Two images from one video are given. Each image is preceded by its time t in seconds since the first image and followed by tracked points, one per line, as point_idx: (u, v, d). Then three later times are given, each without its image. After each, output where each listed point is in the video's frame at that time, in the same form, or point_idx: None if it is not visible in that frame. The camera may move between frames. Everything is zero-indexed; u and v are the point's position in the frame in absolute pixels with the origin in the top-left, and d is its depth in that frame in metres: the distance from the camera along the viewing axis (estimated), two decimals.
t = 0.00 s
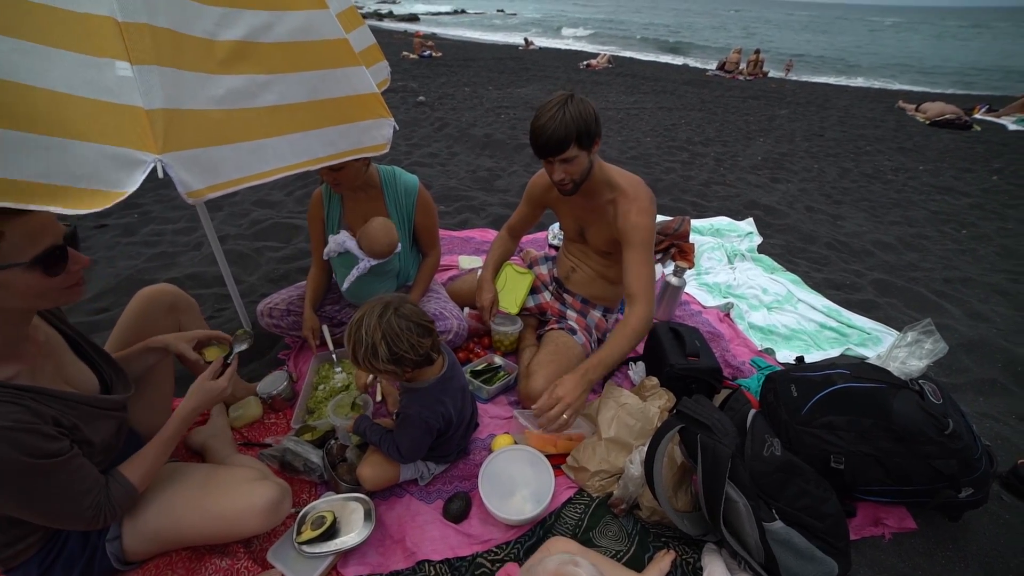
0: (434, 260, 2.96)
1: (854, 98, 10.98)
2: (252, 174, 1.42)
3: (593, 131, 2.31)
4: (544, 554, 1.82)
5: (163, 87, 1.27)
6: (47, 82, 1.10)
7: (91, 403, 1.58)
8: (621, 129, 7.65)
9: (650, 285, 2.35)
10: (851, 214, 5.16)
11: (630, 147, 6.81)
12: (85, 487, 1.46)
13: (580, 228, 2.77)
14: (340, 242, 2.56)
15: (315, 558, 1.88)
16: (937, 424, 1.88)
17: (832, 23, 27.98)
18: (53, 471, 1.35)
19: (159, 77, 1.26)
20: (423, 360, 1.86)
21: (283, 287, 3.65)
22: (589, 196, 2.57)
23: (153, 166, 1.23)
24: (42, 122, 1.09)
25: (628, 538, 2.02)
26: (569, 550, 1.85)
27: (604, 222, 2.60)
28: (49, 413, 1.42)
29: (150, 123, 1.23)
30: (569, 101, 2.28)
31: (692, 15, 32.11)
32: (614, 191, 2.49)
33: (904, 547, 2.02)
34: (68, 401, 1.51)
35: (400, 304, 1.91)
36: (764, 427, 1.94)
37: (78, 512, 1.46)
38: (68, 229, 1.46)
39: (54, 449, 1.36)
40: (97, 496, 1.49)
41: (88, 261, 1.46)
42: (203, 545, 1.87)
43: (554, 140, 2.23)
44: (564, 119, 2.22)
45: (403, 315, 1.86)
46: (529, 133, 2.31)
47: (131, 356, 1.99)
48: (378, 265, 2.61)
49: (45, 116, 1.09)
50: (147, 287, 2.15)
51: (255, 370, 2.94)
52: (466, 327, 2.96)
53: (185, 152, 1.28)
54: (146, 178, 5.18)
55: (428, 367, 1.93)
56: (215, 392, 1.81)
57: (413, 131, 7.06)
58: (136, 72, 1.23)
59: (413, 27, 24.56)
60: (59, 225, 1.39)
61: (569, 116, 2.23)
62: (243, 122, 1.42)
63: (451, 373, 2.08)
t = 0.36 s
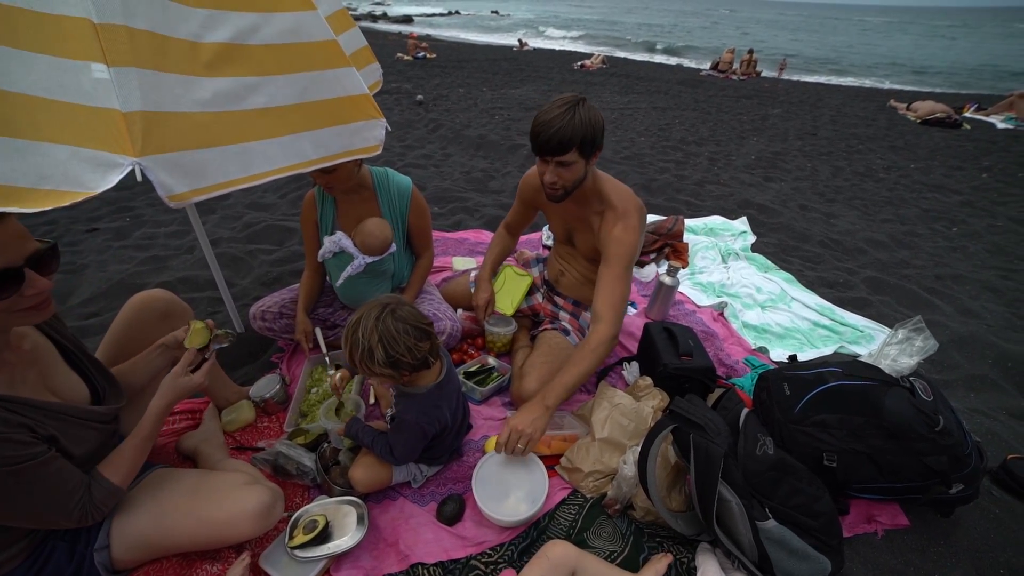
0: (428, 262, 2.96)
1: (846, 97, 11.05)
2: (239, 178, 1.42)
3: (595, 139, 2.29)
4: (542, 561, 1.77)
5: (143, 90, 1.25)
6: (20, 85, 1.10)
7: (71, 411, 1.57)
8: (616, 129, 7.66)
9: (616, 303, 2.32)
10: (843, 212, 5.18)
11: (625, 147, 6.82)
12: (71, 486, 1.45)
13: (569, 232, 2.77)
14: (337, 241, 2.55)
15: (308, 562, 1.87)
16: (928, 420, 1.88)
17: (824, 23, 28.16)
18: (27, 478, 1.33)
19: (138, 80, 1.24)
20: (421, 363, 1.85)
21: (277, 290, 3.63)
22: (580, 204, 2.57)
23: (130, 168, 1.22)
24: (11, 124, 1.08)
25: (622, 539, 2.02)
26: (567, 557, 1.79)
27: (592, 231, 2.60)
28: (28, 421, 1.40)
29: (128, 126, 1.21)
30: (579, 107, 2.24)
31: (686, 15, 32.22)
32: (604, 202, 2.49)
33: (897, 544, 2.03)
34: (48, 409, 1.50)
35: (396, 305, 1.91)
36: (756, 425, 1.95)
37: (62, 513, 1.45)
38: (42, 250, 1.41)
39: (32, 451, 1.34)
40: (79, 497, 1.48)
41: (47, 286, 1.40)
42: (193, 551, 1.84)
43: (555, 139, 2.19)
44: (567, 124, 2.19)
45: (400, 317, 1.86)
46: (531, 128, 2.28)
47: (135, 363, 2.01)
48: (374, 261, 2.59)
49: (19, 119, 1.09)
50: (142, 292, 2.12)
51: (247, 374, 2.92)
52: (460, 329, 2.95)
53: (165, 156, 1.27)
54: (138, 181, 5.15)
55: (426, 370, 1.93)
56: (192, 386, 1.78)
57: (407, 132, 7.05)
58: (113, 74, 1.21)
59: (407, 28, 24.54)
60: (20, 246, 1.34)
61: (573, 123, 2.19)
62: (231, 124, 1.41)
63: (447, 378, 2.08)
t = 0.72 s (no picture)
0: (426, 262, 2.95)
1: (845, 95, 11.04)
2: (239, 171, 1.37)
3: (616, 151, 2.25)
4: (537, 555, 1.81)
5: (128, 79, 1.22)
6: None
7: (67, 414, 1.56)
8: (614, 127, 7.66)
9: (622, 310, 2.33)
10: (842, 210, 5.18)
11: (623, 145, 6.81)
12: (49, 501, 1.43)
13: (569, 234, 2.76)
14: (334, 242, 2.56)
15: (305, 562, 1.87)
16: (927, 418, 1.88)
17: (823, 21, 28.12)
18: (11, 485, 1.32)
19: (122, 70, 1.21)
20: (421, 366, 1.85)
21: (275, 289, 3.62)
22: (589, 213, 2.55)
23: (108, 160, 1.16)
24: None
25: (621, 538, 2.01)
26: (562, 551, 1.82)
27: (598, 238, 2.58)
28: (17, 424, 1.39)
29: (106, 116, 1.18)
30: (604, 119, 2.19)
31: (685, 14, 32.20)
32: (613, 213, 2.47)
33: (895, 542, 2.02)
34: (43, 411, 1.49)
35: (399, 307, 1.90)
36: (755, 424, 1.95)
37: (40, 528, 1.44)
38: (48, 255, 1.41)
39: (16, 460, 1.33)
40: (60, 510, 1.46)
41: (54, 290, 1.42)
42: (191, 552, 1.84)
43: (580, 151, 2.14)
44: (592, 135, 2.13)
45: (402, 319, 1.85)
46: (551, 135, 2.22)
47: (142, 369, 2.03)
48: (369, 262, 2.58)
49: None
50: (145, 294, 2.12)
51: (245, 373, 2.92)
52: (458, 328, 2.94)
53: (150, 147, 1.23)
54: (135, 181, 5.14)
55: (427, 374, 1.93)
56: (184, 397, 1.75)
57: (406, 131, 7.03)
58: (93, 64, 1.18)
59: (405, 27, 24.52)
60: (28, 253, 1.33)
61: (598, 135, 2.14)
62: (236, 115, 1.39)
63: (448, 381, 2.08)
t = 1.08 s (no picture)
0: (435, 260, 2.96)
1: (856, 97, 10.95)
2: (255, 175, 1.41)
3: (635, 155, 2.21)
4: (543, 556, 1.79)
5: (154, 89, 1.28)
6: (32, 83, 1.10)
7: (81, 410, 1.57)
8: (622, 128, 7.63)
9: (644, 308, 2.47)
10: (852, 213, 5.14)
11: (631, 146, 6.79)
12: (35, 513, 1.41)
13: (585, 236, 2.74)
14: (344, 238, 2.55)
15: (313, 558, 1.88)
16: (939, 425, 1.86)
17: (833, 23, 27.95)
18: (9, 488, 1.32)
19: (150, 79, 1.27)
20: (418, 366, 1.83)
21: (284, 286, 3.65)
22: (605, 214, 2.52)
23: (141, 166, 1.23)
24: (26, 124, 1.08)
25: (627, 539, 2.01)
26: (568, 552, 1.81)
27: (616, 239, 2.56)
28: (26, 425, 1.41)
29: (139, 125, 1.24)
30: (625, 121, 2.14)
31: (694, 15, 32.06)
32: (632, 215, 2.45)
33: (906, 549, 2.01)
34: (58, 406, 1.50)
35: (402, 306, 1.89)
36: (764, 428, 1.93)
37: (11, 543, 1.39)
38: (83, 261, 1.47)
39: (21, 465, 1.35)
40: (41, 525, 1.44)
41: (82, 296, 1.45)
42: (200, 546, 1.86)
43: (596, 153, 2.12)
44: (608, 138, 2.11)
45: (404, 318, 1.83)
46: (569, 134, 2.20)
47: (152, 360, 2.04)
48: (379, 259, 2.59)
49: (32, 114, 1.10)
50: (154, 288, 2.14)
51: (254, 369, 2.94)
52: (466, 327, 2.95)
53: (175, 154, 1.28)
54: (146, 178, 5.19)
55: (427, 375, 1.91)
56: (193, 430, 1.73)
57: (414, 131, 7.05)
58: (126, 73, 1.24)
59: (414, 27, 24.60)
60: (66, 258, 1.39)
61: (615, 137, 2.11)
62: (245, 120, 1.42)
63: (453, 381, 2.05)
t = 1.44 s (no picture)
0: (443, 259, 2.96)
1: (865, 98, 10.88)
2: (252, 176, 1.43)
3: (620, 148, 2.27)
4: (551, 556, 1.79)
5: (154, 86, 1.27)
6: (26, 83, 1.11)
7: (95, 412, 1.57)
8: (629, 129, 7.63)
9: (650, 299, 2.55)
10: (862, 215, 5.11)
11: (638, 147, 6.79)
12: (48, 515, 1.44)
13: (592, 233, 2.76)
14: (351, 240, 2.58)
15: (322, 555, 1.89)
16: (952, 429, 1.85)
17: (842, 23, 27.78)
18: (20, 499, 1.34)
19: (149, 77, 1.26)
20: (417, 362, 1.84)
21: (292, 286, 3.67)
22: (606, 207, 2.56)
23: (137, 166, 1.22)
24: (26, 126, 1.10)
25: (636, 541, 2.01)
26: (577, 554, 1.81)
27: (619, 235, 2.58)
28: (40, 431, 1.41)
29: (135, 124, 1.23)
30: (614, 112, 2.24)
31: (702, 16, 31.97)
32: (633, 209, 2.47)
33: (917, 554, 1.99)
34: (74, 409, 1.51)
35: (412, 300, 1.90)
36: (774, 430, 1.93)
37: (16, 548, 1.40)
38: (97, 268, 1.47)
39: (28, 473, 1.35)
40: (48, 529, 1.45)
41: (95, 305, 1.46)
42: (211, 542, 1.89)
43: (574, 135, 2.22)
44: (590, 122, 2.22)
45: (411, 312, 1.84)
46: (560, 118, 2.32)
47: (168, 360, 2.06)
48: (386, 260, 2.61)
49: (31, 116, 1.11)
50: (167, 286, 2.16)
51: (263, 368, 2.96)
52: (474, 327, 2.96)
53: (171, 155, 1.28)
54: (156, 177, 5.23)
55: (426, 370, 1.92)
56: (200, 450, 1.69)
57: (421, 131, 7.08)
58: (123, 71, 1.23)
59: (420, 27, 24.69)
60: (78, 268, 1.40)
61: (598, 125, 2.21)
62: (244, 122, 1.43)
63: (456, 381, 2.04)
